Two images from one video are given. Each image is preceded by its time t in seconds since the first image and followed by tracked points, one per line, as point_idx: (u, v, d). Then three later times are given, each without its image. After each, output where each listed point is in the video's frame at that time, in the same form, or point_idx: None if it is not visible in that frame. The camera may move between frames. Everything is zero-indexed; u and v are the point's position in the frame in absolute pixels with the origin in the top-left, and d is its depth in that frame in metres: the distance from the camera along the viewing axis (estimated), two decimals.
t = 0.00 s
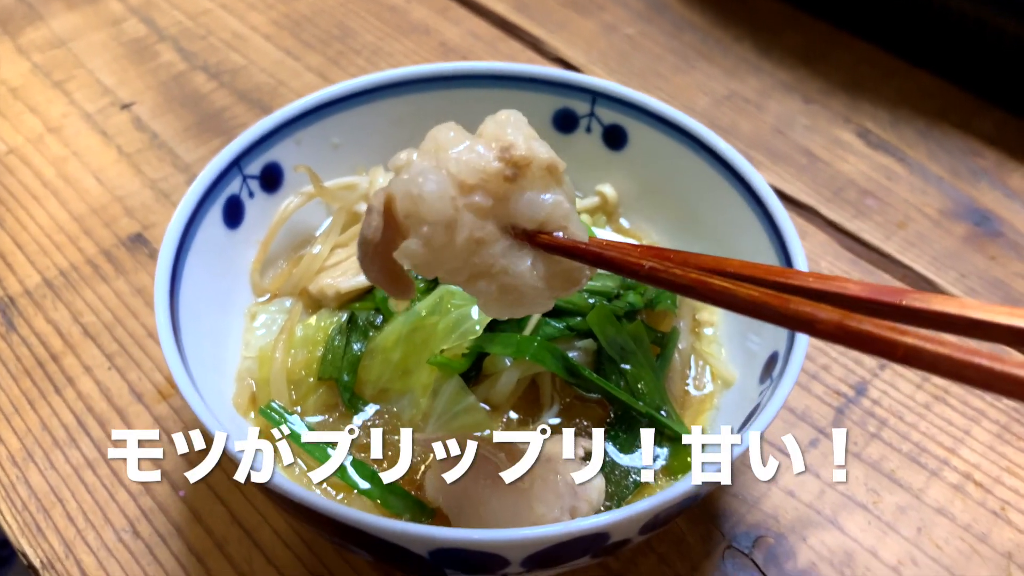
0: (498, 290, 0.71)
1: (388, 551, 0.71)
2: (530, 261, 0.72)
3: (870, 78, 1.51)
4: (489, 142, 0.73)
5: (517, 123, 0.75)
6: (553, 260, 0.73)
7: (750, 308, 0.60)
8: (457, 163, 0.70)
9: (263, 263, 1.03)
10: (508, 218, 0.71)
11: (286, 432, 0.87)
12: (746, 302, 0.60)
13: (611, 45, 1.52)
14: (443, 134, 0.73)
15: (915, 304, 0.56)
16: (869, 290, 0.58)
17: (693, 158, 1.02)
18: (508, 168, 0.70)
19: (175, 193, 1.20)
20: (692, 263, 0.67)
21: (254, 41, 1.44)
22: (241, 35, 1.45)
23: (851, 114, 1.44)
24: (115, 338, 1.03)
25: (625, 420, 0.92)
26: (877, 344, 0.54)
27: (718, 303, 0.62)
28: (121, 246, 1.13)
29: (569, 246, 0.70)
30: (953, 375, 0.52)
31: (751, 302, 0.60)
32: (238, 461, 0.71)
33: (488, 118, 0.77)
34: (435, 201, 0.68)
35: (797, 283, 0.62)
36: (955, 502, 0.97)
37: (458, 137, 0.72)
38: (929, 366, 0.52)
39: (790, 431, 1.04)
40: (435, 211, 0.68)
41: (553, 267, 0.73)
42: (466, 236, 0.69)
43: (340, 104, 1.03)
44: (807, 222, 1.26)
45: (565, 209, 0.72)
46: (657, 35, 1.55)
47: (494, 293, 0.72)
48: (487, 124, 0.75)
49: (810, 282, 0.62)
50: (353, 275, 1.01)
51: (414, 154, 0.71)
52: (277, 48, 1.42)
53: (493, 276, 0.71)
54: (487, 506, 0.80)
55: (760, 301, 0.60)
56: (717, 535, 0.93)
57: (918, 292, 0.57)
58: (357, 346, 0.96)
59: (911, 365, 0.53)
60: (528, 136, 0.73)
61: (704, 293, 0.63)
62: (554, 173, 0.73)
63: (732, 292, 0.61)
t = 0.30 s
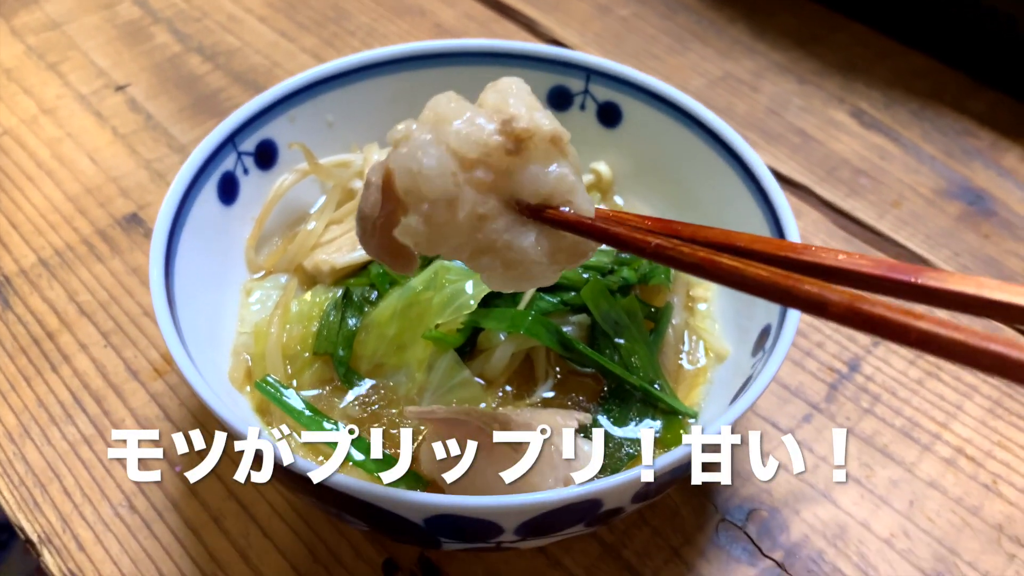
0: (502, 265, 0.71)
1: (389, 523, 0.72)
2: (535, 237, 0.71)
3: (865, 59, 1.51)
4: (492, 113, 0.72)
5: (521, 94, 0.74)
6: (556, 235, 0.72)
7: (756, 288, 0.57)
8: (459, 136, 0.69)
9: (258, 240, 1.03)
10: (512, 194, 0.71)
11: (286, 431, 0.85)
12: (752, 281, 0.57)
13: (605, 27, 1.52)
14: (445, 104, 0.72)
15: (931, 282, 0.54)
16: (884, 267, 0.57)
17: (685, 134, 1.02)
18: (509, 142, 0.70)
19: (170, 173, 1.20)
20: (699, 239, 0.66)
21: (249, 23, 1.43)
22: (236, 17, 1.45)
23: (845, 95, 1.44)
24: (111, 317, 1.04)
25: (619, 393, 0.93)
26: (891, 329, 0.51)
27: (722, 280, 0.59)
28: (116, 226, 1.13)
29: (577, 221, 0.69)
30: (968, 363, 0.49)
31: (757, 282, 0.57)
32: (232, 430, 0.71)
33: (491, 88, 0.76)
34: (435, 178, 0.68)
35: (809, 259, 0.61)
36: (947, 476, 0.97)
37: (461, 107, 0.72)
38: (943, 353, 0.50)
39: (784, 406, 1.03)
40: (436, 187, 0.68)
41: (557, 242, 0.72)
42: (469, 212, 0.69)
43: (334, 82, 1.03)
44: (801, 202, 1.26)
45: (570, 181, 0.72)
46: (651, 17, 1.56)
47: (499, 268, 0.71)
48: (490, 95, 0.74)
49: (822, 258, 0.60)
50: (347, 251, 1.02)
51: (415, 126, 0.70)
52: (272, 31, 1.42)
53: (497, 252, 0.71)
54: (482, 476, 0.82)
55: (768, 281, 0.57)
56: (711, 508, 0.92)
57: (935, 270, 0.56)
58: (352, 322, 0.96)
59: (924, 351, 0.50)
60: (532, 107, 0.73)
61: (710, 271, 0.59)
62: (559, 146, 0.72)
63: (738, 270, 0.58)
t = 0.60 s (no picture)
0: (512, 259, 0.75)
1: (385, 520, 0.72)
2: (529, 240, 0.73)
3: (860, 57, 1.52)
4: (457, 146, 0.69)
5: (482, 104, 0.69)
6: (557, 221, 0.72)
7: (760, 288, 0.59)
8: (431, 184, 0.69)
9: (255, 239, 1.04)
10: (495, 211, 0.72)
11: (286, 431, 0.87)
12: (755, 283, 0.59)
13: (602, 25, 1.52)
14: (410, 142, 0.69)
15: (941, 266, 0.53)
16: (893, 247, 0.56)
17: (679, 135, 1.03)
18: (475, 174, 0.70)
19: (168, 171, 1.20)
20: (706, 211, 0.66)
21: (246, 21, 1.44)
22: (233, 16, 1.45)
23: (839, 93, 1.45)
24: (109, 315, 1.04)
25: (612, 392, 0.94)
26: (891, 338, 0.52)
27: (727, 279, 0.60)
28: (114, 224, 1.14)
29: (576, 211, 0.68)
30: (966, 373, 0.50)
31: (759, 282, 0.58)
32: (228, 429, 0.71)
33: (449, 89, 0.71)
34: (406, 238, 0.70)
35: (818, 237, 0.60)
36: (938, 473, 0.98)
37: (426, 147, 0.69)
38: (944, 362, 0.50)
39: (777, 404, 1.04)
40: (412, 244, 0.70)
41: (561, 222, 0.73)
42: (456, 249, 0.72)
43: (331, 82, 1.04)
44: (795, 201, 1.27)
45: (561, 176, 0.69)
46: (647, 16, 1.56)
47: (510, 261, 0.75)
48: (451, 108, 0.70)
49: (831, 235, 0.59)
50: (344, 251, 1.03)
51: (383, 178, 0.71)
52: (269, 29, 1.42)
53: (504, 252, 0.74)
54: (475, 472, 0.84)
55: (771, 284, 0.58)
56: (703, 505, 0.93)
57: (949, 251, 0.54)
58: (348, 321, 0.97)
59: (925, 360, 0.51)
60: (499, 122, 0.69)
61: (712, 270, 0.61)
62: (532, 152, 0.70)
63: (740, 271, 0.60)
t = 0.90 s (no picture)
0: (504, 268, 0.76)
1: (382, 520, 0.73)
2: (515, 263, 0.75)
3: (856, 58, 1.53)
4: (411, 224, 0.71)
5: (422, 182, 0.69)
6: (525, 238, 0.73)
7: (723, 312, 0.58)
8: (400, 260, 0.73)
9: (254, 240, 1.05)
10: (475, 245, 0.73)
11: (286, 431, 0.88)
12: (718, 306, 0.58)
13: (599, 26, 1.53)
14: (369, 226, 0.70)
15: (909, 278, 0.53)
16: (861, 257, 0.55)
17: (675, 138, 1.04)
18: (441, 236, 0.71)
19: (166, 172, 1.21)
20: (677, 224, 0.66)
21: (244, 21, 1.44)
22: (230, 16, 1.45)
23: (835, 94, 1.46)
24: (108, 316, 1.05)
25: (609, 393, 0.95)
26: (851, 362, 0.51)
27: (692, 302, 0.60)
28: (113, 224, 1.14)
29: (545, 232, 0.68)
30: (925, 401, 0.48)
31: (722, 306, 0.58)
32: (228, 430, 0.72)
33: (392, 165, 0.70)
34: (392, 304, 0.74)
35: (787, 247, 0.60)
36: (931, 473, 0.99)
37: (384, 227, 0.71)
38: (905, 389, 0.49)
39: (772, 404, 1.05)
40: (400, 306, 0.75)
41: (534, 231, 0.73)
42: (447, 296, 0.75)
43: (330, 84, 1.04)
44: (790, 202, 1.28)
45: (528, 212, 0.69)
46: (644, 16, 1.56)
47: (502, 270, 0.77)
48: (398, 189, 0.70)
49: (800, 246, 0.59)
50: (342, 252, 1.04)
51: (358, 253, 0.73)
52: (267, 29, 1.43)
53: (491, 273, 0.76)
54: (474, 472, 0.84)
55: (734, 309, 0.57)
56: (699, 505, 0.94)
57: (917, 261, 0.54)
58: (346, 322, 0.98)
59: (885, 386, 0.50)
60: (448, 195, 0.70)
61: (678, 291, 0.61)
62: (500, 202, 0.69)
63: (703, 294, 0.59)
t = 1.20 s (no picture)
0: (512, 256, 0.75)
1: (378, 520, 0.73)
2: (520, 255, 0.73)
3: (852, 58, 1.53)
4: (409, 254, 0.71)
5: (411, 217, 0.70)
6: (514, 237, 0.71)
7: (718, 313, 0.58)
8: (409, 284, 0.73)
9: (251, 239, 1.05)
10: (479, 248, 0.72)
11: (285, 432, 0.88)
12: (714, 306, 0.58)
13: (596, 26, 1.53)
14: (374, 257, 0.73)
15: (906, 275, 0.53)
16: (858, 254, 0.55)
17: (672, 137, 1.04)
18: (439, 254, 0.71)
19: (163, 171, 1.21)
20: (672, 218, 0.64)
21: (241, 21, 1.44)
22: (227, 15, 1.45)
23: (832, 95, 1.46)
24: (104, 315, 1.05)
25: (605, 393, 0.95)
26: (849, 365, 0.51)
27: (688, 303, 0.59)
28: (109, 224, 1.14)
29: (545, 232, 0.67)
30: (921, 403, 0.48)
31: (717, 307, 0.57)
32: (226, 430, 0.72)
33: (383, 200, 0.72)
34: (411, 319, 0.75)
35: (784, 242, 0.58)
36: (927, 472, 0.99)
37: (385, 257, 0.72)
38: (898, 392, 0.49)
39: (768, 403, 1.05)
40: (417, 320, 0.75)
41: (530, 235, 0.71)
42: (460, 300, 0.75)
43: (326, 83, 1.04)
44: (787, 201, 1.28)
45: (524, 208, 0.67)
46: (641, 16, 1.57)
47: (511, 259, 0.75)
48: (390, 223, 0.71)
49: (797, 241, 0.58)
50: (339, 251, 1.04)
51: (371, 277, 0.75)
52: (263, 28, 1.43)
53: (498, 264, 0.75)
54: (471, 471, 0.83)
55: (731, 311, 0.57)
56: (695, 504, 0.94)
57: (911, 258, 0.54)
58: (343, 322, 0.98)
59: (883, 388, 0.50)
60: (439, 218, 0.70)
61: (673, 291, 0.60)
62: (495, 214, 0.68)
63: (699, 294, 0.59)
